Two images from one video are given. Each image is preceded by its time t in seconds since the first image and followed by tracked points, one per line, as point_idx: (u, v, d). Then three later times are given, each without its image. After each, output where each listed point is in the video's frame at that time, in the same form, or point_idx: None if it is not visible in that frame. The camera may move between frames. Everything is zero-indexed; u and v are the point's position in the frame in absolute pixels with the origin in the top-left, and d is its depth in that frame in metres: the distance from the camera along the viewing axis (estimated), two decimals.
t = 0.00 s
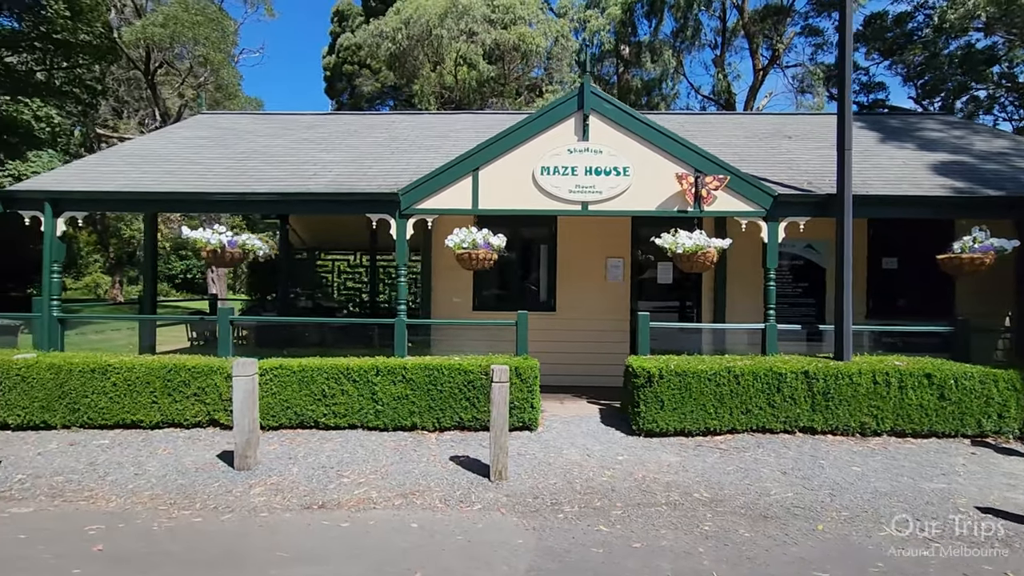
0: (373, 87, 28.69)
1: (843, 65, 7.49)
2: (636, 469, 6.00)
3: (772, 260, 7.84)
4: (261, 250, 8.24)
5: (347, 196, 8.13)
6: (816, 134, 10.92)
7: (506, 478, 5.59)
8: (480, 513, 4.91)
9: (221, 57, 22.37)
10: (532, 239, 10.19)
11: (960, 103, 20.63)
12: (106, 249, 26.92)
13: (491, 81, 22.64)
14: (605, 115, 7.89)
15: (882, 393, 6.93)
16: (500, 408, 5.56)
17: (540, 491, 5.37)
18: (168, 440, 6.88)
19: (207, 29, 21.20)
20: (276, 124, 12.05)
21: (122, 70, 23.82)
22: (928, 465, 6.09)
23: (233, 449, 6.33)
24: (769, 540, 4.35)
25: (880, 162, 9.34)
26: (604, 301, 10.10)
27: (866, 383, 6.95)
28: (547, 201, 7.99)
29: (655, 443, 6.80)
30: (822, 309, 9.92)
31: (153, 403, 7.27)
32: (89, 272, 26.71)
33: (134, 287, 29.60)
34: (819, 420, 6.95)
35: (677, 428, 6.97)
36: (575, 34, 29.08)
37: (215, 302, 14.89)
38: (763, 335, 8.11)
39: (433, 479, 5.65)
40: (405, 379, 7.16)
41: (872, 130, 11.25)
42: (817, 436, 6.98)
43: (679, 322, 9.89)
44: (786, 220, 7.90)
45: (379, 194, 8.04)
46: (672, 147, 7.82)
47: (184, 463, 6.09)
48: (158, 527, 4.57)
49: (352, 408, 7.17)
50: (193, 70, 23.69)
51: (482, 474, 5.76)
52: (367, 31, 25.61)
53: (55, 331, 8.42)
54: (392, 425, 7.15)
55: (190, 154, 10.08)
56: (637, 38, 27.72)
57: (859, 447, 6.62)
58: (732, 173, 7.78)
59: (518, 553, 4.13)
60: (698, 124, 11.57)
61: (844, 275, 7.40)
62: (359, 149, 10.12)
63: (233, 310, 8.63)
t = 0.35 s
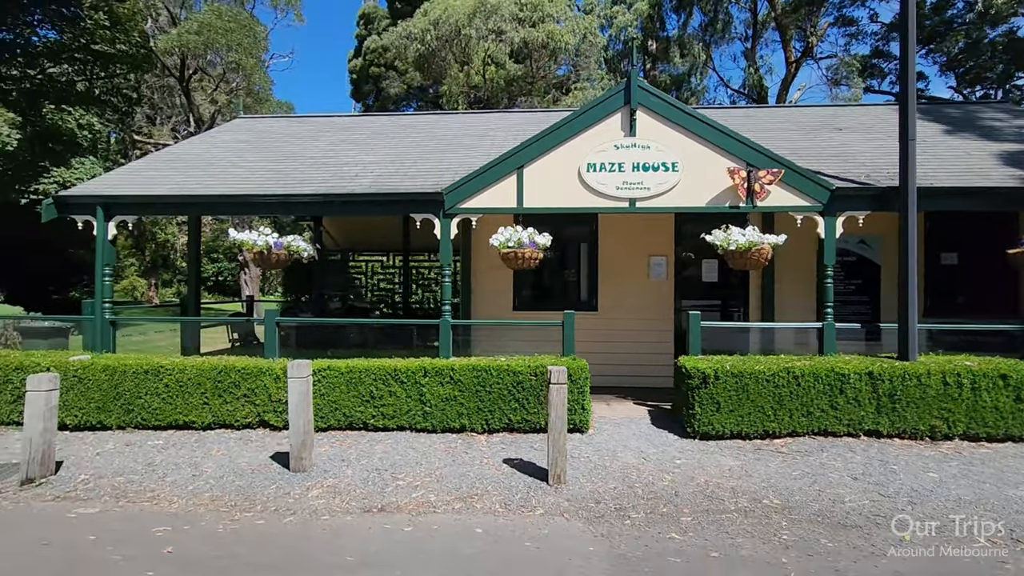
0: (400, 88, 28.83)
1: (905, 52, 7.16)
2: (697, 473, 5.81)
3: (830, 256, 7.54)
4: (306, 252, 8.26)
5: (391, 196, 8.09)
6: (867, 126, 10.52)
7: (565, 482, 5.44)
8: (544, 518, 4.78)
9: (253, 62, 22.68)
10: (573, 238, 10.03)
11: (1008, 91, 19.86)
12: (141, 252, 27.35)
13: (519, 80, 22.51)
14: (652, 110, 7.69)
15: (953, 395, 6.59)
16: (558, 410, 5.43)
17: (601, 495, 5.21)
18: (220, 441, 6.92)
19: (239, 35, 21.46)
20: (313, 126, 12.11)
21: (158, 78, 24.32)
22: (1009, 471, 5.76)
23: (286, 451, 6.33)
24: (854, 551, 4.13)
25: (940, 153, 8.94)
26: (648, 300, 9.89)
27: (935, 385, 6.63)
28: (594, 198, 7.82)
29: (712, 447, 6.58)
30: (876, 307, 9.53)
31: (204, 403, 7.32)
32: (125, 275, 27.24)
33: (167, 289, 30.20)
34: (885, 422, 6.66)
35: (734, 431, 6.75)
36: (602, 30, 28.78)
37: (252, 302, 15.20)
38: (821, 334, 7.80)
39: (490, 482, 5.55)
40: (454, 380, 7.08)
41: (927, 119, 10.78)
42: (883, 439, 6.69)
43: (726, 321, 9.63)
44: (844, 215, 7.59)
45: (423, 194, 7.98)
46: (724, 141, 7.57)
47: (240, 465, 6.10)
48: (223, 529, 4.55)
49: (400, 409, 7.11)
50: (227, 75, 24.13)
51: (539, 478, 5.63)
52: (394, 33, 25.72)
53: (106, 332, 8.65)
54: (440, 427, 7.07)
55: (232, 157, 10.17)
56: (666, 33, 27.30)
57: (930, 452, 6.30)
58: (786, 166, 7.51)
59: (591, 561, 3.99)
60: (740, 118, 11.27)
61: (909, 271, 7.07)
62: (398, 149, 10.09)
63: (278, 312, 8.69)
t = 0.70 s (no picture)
0: (423, 86, 28.75)
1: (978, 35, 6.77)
2: (765, 480, 5.55)
3: (894, 252, 7.19)
4: (347, 250, 8.20)
5: (434, 193, 7.92)
6: (921, 116, 10.08)
7: (628, 488, 5.22)
8: (613, 527, 4.57)
9: (279, 61, 22.77)
10: (614, 234, 9.77)
11: None
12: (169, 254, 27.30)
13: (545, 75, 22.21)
14: (704, 101, 7.40)
15: None
16: (622, 413, 5.21)
17: (669, 503, 4.98)
18: (267, 442, 6.83)
19: (267, 34, 21.68)
20: (346, 123, 12.01)
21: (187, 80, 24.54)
22: None
23: (336, 453, 6.21)
24: (958, 569, 3.84)
25: (1005, 142, 8.50)
26: (692, 298, 9.61)
27: (1015, 387, 6.26)
28: (643, 193, 7.56)
29: (775, 451, 6.31)
30: (934, 305, 9.11)
31: (249, 404, 7.24)
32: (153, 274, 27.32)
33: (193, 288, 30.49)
34: (959, 427, 6.32)
35: (797, 435, 6.46)
36: (626, 24, 28.33)
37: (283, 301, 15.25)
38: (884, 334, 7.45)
39: (550, 487, 5.35)
40: (502, 380, 6.89)
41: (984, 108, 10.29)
42: (957, 445, 6.35)
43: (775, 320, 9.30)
44: (909, 209, 7.21)
45: (466, 190, 7.79)
46: (781, 132, 7.25)
47: (290, 466, 5.99)
48: (285, 535, 4.42)
49: (447, 411, 6.95)
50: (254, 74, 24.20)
51: (600, 483, 5.41)
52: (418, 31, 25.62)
53: (151, 331, 8.67)
54: (489, 428, 6.89)
55: (269, 156, 10.11)
56: (692, 26, 26.79)
57: (1012, 459, 5.96)
58: (848, 158, 7.15)
59: None
60: (785, 108, 10.87)
61: (983, 266, 6.69)
62: (435, 146, 9.93)
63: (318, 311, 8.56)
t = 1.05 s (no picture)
0: (436, 84, 28.67)
1: None
2: (821, 486, 5.33)
3: (944, 250, 6.94)
4: (375, 248, 8.03)
5: (465, 189, 7.75)
6: (959, 111, 9.82)
7: (681, 495, 5.02)
8: (672, 535, 4.37)
9: (294, 60, 22.75)
10: (644, 232, 9.56)
11: None
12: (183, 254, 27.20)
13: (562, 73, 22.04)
14: (746, 95, 7.18)
15: None
16: (673, 416, 5.00)
17: (725, 510, 4.78)
18: (298, 444, 6.68)
19: (282, 33, 21.62)
20: (368, 120, 11.88)
21: (202, 80, 24.49)
22: None
23: (372, 456, 6.05)
24: None
25: None
26: (725, 298, 9.39)
27: None
28: (682, 189, 7.35)
29: (825, 456, 6.08)
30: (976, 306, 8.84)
31: (279, 404, 7.09)
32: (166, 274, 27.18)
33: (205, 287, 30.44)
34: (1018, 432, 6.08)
35: (846, 439, 6.24)
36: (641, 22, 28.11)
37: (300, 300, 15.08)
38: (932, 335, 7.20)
39: (598, 493, 5.15)
40: (539, 381, 6.71)
41: None
42: (1015, 450, 6.11)
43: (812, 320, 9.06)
44: (960, 205, 6.96)
45: (498, 186, 7.61)
46: (826, 126, 7.02)
47: (326, 469, 5.83)
48: (331, 541, 4.25)
49: (482, 412, 6.77)
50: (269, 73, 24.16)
51: (650, 488, 5.22)
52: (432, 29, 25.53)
53: (176, 330, 8.52)
54: (526, 430, 6.71)
55: (293, 152, 9.98)
56: (708, 24, 26.57)
57: None
58: (896, 153, 6.91)
59: None
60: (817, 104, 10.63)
61: None
62: (461, 142, 9.76)
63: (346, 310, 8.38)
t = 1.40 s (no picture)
0: (447, 81, 28.47)
1: None
2: (873, 492, 5.18)
3: (989, 249, 6.77)
4: (402, 245, 7.89)
5: (495, 185, 7.59)
6: (993, 108, 9.64)
7: (732, 501, 4.86)
8: (731, 544, 4.21)
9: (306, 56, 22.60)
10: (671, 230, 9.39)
11: None
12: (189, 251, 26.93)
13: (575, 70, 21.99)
14: (786, 89, 7.01)
15: None
16: (725, 420, 4.84)
17: (780, 518, 4.63)
18: (328, 444, 6.54)
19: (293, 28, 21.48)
20: (388, 116, 11.73)
21: (211, 76, 24.27)
22: None
23: (406, 458, 5.91)
24: None
25: None
26: (753, 298, 9.23)
27: None
28: (718, 186, 7.19)
29: (871, 461, 5.93)
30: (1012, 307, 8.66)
31: (307, 404, 6.95)
32: (172, 271, 26.86)
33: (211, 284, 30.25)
34: None
35: (891, 443, 6.09)
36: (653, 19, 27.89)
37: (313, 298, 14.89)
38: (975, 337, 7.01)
39: (645, 498, 5.00)
40: (574, 382, 6.56)
41: None
42: None
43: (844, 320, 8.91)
44: (1006, 204, 6.78)
45: (529, 182, 7.45)
46: (869, 122, 6.84)
47: (360, 471, 5.68)
48: (379, 549, 4.10)
49: (515, 412, 6.62)
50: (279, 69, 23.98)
51: (697, 494, 5.07)
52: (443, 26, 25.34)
53: (198, 326, 8.29)
54: (560, 432, 6.57)
55: (314, 147, 9.83)
56: (721, 22, 26.39)
57: None
58: (941, 150, 6.73)
59: None
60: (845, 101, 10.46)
61: None
62: (485, 138, 9.60)
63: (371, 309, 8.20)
